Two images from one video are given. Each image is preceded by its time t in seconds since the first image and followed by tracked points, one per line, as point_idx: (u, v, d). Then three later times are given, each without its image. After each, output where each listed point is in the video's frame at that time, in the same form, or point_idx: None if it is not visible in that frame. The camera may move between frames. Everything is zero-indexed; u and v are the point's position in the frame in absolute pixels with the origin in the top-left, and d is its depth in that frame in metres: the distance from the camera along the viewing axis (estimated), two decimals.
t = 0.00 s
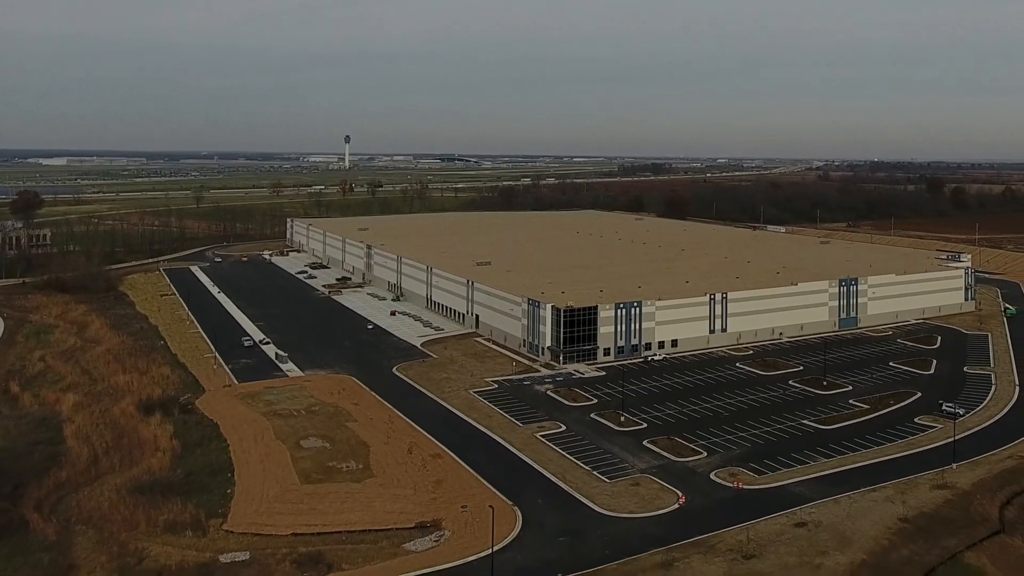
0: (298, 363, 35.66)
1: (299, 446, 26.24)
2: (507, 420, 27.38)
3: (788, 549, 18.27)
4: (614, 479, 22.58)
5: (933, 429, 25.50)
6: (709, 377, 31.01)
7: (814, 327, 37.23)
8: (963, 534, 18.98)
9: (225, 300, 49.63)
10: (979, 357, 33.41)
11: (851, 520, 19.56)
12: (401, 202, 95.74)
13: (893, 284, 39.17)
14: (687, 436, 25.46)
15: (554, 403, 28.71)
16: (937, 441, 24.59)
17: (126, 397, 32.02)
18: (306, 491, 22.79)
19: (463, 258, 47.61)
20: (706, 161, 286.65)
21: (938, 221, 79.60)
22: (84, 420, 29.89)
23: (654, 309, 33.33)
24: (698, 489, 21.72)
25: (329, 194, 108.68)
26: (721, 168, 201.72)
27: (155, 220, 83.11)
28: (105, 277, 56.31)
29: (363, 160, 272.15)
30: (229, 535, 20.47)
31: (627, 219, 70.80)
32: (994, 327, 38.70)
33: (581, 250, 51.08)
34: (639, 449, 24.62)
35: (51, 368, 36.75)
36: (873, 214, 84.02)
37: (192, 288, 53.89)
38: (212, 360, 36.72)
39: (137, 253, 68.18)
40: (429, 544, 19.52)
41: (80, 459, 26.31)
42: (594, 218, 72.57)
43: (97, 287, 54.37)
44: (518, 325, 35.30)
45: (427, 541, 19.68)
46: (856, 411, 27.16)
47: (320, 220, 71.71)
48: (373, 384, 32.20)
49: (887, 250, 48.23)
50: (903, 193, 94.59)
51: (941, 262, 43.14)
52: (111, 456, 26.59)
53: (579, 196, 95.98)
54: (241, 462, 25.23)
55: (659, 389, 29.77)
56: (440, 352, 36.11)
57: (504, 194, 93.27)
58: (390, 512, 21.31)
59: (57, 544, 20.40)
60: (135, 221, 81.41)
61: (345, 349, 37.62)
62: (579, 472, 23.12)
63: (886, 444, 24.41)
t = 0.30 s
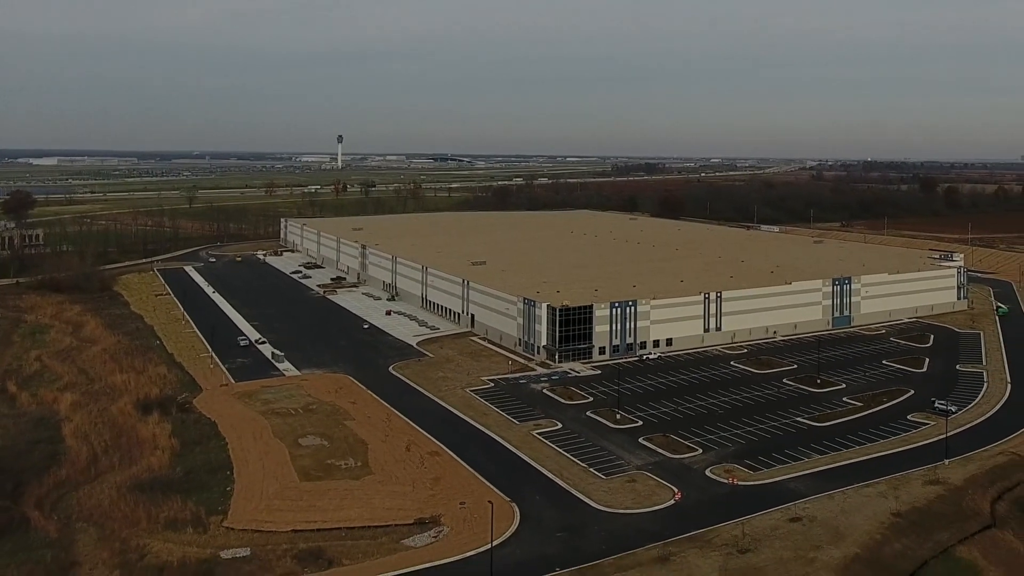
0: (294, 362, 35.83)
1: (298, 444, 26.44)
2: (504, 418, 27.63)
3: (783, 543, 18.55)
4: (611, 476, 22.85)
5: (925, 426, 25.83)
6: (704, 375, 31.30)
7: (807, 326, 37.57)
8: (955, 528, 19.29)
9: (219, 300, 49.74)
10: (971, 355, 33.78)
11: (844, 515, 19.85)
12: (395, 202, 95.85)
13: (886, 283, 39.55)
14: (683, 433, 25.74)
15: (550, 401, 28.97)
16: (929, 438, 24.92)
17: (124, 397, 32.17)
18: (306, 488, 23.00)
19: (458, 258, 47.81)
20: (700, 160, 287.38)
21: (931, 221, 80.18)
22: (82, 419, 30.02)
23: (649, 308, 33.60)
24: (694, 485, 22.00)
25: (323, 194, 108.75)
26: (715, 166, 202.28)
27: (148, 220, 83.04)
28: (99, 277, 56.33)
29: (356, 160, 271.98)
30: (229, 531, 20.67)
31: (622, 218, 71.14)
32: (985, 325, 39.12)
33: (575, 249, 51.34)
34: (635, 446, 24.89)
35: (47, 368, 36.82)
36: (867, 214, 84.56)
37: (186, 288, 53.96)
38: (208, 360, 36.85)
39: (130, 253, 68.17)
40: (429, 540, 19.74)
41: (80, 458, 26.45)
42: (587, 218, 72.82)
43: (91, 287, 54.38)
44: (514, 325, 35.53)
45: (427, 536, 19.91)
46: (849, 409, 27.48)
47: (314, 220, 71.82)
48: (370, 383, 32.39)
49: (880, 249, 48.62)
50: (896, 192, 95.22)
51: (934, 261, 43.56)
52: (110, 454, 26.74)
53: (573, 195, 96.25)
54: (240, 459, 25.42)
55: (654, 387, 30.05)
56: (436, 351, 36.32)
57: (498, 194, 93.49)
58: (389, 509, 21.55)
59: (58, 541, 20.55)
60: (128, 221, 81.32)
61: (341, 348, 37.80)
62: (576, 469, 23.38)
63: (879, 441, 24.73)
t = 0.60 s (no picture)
0: (287, 361, 35.96)
1: (292, 441, 26.61)
2: (497, 416, 27.87)
3: (773, 536, 18.88)
4: (604, 471, 23.12)
5: (913, 422, 26.22)
6: (695, 373, 31.63)
7: (797, 324, 37.93)
8: (942, 521, 19.65)
9: (210, 299, 49.75)
10: (959, 352, 34.23)
11: (834, 509, 20.19)
12: (386, 200, 95.92)
13: (875, 282, 39.97)
14: (674, 430, 26.04)
15: (543, 398, 29.23)
16: (917, 433, 25.30)
17: (117, 395, 32.23)
18: (302, 485, 23.19)
19: (450, 257, 47.99)
20: (690, 159, 288.30)
21: (920, 219, 80.93)
22: (76, 417, 30.08)
23: (641, 306, 33.90)
24: (686, 481, 22.30)
25: (313, 193, 108.71)
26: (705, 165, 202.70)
27: (138, 219, 82.81)
28: (89, 277, 56.21)
29: (346, 159, 271.57)
30: (226, 527, 20.85)
31: (613, 217, 71.48)
32: (973, 323, 39.59)
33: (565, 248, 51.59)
34: (627, 442, 25.18)
35: (40, 367, 36.82)
36: (856, 212, 85.25)
37: (177, 287, 53.93)
38: (201, 359, 36.91)
39: (120, 252, 68.01)
40: (424, 535, 19.97)
41: (75, 455, 26.53)
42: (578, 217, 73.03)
43: (81, 287, 54.26)
44: (506, 323, 35.76)
45: (422, 532, 20.14)
46: (838, 405, 27.84)
47: (304, 219, 71.85)
48: (364, 381, 32.58)
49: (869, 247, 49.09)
50: (885, 190, 96.00)
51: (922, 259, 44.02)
52: (105, 452, 26.84)
53: (564, 194, 96.54)
54: (235, 456, 25.59)
55: (645, 385, 30.36)
56: (429, 349, 36.52)
57: (488, 193, 93.72)
58: (385, 505, 21.77)
59: (56, 537, 20.66)
60: (117, 220, 81.09)
61: (334, 347, 37.95)
62: (569, 465, 23.64)
63: (868, 436, 25.10)
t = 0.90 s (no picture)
0: (281, 360, 36.07)
1: (288, 439, 26.75)
2: (492, 414, 28.06)
3: (766, 532, 19.11)
4: (598, 469, 23.34)
5: (904, 420, 26.51)
6: (688, 371, 31.89)
7: (789, 323, 38.19)
8: (934, 516, 19.90)
9: (202, 299, 49.76)
10: (950, 351, 34.57)
11: (826, 505, 20.44)
12: (378, 200, 95.98)
13: (867, 281, 40.29)
14: (668, 428, 26.28)
15: (537, 397, 29.44)
16: (908, 431, 25.59)
17: (112, 395, 32.27)
18: (298, 483, 23.33)
19: (444, 257, 48.12)
20: (683, 159, 289.07)
21: (911, 218, 81.52)
22: (71, 417, 30.11)
23: (634, 306, 34.12)
24: (680, 478, 22.53)
25: (304, 193, 108.68)
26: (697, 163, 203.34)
27: (128, 219, 82.69)
28: (80, 277, 56.11)
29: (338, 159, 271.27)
30: (223, 524, 20.95)
31: (605, 217, 71.71)
32: (964, 321, 39.96)
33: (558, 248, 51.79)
34: (621, 440, 25.39)
35: (33, 367, 36.81)
36: (848, 211, 85.79)
37: (169, 287, 53.91)
38: (194, 358, 36.96)
39: (111, 252, 67.89)
40: (420, 532, 20.14)
41: (71, 454, 26.57)
42: (571, 216, 73.24)
43: (73, 287, 54.16)
44: (500, 322, 35.93)
45: (418, 529, 20.31)
46: (830, 403, 28.12)
47: (296, 219, 71.86)
48: (359, 380, 32.72)
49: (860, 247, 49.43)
50: (877, 189, 96.67)
51: (914, 259, 44.41)
52: (101, 451, 26.89)
53: (556, 194, 96.76)
54: (231, 454, 25.71)
55: (638, 383, 30.60)
56: (424, 349, 36.67)
57: (481, 193, 93.89)
58: (381, 502, 21.95)
59: (53, 535, 20.71)
60: (107, 220, 80.92)
61: (327, 346, 38.09)
62: (563, 463, 23.84)
63: (859, 434, 25.39)
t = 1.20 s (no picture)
0: (273, 360, 36.15)
1: (281, 439, 26.86)
2: (485, 413, 28.24)
3: (757, 528, 19.37)
4: (590, 466, 23.56)
5: (893, 417, 26.84)
6: (679, 370, 32.14)
7: (779, 322, 38.51)
8: (922, 512, 20.20)
9: (193, 300, 49.74)
10: (938, 349, 34.94)
11: (816, 501, 20.71)
12: (368, 201, 95.96)
13: (856, 281, 40.65)
14: (659, 426, 26.52)
15: (529, 396, 29.63)
16: (896, 428, 25.92)
17: (104, 395, 32.28)
18: (293, 482, 23.45)
19: (435, 257, 48.23)
20: (673, 159, 289.85)
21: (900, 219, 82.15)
22: (64, 417, 30.11)
23: (625, 306, 34.37)
24: (671, 475, 22.77)
25: (293, 193, 108.54)
26: (687, 163, 203.73)
27: (117, 219, 82.44)
28: (69, 278, 55.95)
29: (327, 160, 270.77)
30: (218, 523, 21.05)
31: (595, 217, 71.94)
32: (952, 321, 40.37)
33: (548, 248, 51.97)
34: (613, 439, 25.61)
35: (24, 368, 36.75)
36: (838, 211, 86.36)
37: (159, 288, 53.85)
38: (186, 358, 36.99)
39: (99, 253, 67.69)
40: (415, 529, 20.30)
41: (64, 454, 26.59)
42: (561, 216, 73.43)
43: (62, 288, 54.00)
44: (492, 322, 36.10)
45: (413, 526, 20.48)
46: (819, 402, 28.42)
47: (285, 220, 71.79)
48: (352, 380, 32.84)
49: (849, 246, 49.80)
50: (866, 189, 97.33)
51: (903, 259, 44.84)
52: (95, 451, 26.92)
53: (545, 194, 96.96)
54: (225, 454, 25.80)
55: (630, 382, 30.83)
56: (416, 348, 36.80)
57: (471, 194, 93.99)
58: (375, 500, 22.10)
59: (49, 534, 20.75)
60: (95, 221, 80.64)
61: (318, 346, 38.18)
62: (556, 461, 24.04)
63: (849, 432, 25.69)
